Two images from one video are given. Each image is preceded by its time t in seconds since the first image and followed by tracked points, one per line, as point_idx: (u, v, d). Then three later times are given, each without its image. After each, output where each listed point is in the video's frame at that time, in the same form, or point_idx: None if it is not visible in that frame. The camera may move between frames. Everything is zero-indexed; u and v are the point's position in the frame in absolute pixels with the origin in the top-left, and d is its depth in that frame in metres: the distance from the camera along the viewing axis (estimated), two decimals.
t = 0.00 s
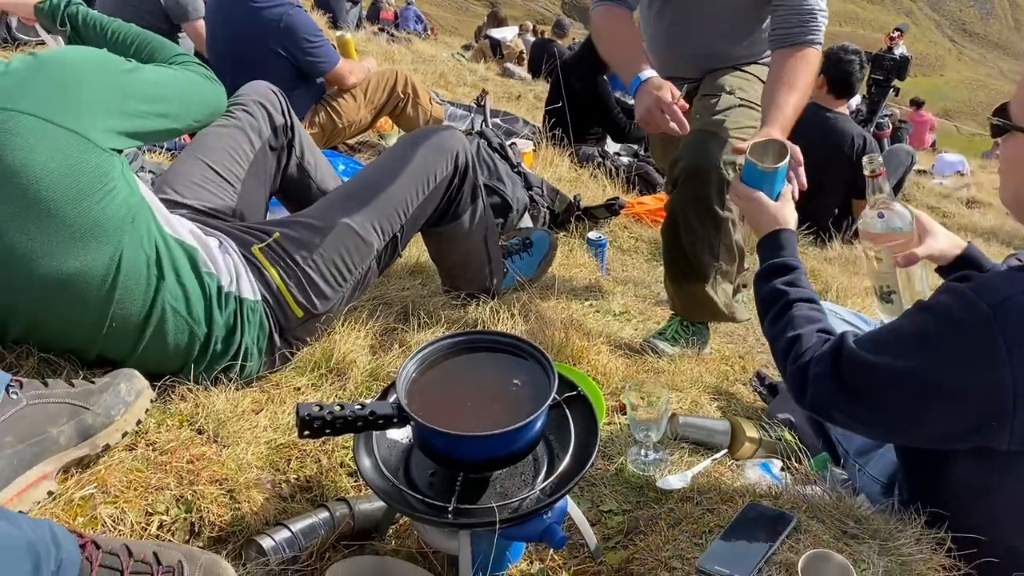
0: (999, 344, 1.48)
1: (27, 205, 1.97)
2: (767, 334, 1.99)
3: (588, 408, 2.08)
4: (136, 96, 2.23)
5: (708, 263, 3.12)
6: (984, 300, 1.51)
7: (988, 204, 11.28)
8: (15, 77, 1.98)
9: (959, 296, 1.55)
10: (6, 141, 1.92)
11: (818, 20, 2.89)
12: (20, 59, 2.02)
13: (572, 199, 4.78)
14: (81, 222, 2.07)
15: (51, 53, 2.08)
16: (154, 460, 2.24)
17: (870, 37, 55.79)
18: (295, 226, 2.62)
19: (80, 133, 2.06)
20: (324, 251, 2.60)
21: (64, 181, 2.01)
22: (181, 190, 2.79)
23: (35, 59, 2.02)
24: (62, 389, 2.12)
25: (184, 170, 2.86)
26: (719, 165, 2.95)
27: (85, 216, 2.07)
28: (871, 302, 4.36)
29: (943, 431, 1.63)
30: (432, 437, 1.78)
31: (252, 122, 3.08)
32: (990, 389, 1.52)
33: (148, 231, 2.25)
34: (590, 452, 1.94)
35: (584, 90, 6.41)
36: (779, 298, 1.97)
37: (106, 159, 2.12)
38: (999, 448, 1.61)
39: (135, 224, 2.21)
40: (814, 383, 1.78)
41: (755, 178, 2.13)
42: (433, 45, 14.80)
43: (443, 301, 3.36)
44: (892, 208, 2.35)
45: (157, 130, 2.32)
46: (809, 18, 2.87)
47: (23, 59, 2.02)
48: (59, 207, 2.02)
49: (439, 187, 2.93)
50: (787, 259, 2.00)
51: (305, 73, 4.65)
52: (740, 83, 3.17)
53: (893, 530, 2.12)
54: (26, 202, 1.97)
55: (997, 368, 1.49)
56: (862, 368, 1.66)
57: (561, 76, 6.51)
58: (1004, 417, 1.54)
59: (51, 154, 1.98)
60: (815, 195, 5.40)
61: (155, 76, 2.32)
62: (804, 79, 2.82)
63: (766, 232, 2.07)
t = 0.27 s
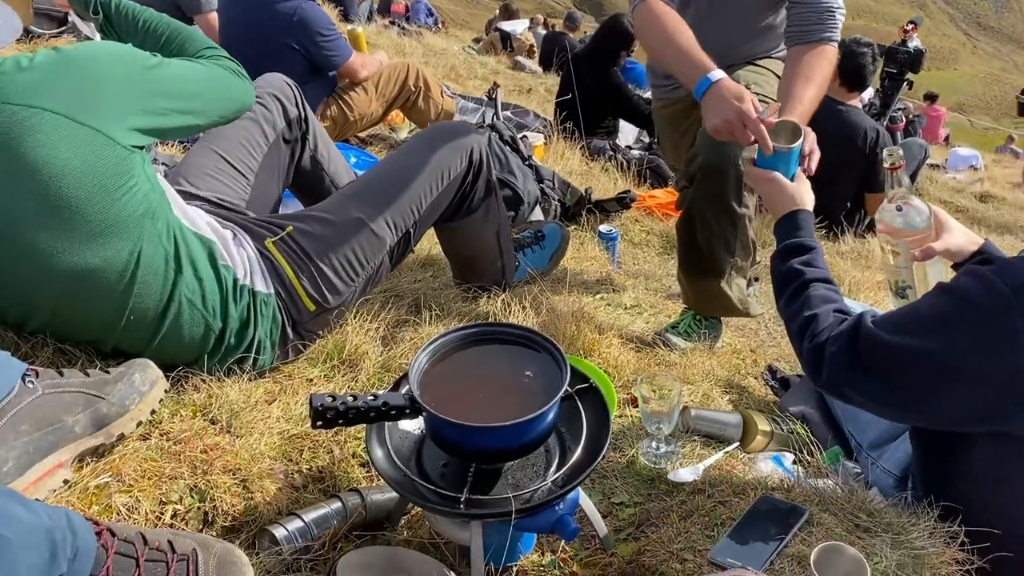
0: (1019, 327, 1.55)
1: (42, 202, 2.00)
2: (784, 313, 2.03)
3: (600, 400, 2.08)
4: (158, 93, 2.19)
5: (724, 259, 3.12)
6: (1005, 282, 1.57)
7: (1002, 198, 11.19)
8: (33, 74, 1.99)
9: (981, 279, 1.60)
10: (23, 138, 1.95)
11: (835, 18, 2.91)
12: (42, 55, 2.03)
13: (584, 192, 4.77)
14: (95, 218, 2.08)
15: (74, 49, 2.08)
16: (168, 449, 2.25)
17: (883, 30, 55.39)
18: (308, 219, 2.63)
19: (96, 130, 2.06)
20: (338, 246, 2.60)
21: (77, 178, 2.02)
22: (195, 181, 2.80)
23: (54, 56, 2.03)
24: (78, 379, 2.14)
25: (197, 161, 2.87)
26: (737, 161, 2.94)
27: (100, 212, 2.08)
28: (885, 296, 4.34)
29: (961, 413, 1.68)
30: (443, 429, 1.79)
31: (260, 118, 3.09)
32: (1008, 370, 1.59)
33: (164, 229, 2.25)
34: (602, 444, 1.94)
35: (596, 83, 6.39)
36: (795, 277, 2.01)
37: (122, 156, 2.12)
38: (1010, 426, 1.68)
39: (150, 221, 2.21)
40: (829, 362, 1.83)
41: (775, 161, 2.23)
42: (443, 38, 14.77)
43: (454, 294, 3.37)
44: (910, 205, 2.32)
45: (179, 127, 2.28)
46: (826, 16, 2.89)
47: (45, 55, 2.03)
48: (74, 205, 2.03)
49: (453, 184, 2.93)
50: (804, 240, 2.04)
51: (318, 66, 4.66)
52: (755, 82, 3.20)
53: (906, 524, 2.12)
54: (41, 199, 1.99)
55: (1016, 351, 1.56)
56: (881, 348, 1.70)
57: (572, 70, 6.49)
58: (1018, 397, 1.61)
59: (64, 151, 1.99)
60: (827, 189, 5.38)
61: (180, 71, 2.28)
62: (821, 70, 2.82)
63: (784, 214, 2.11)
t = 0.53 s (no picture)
0: None
1: (69, 199, 2.03)
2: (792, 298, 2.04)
3: (610, 396, 2.07)
4: (207, 106, 2.17)
5: (736, 254, 3.10)
6: (1016, 272, 1.56)
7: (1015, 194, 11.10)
8: (77, 75, 2.00)
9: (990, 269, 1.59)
10: (55, 137, 1.97)
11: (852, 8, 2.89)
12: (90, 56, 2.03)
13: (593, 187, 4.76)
14: (120, 219, 2.10)
15: (126, 54, 2.08)
16: (179, 443, 2.26)
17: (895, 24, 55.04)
18: (321, 217, 2.62)
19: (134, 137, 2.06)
20: (350, 245, 2.60)
21: (106, 180, 2.04)
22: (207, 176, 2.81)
23: (103, 60, 2.03)
24: (89, 373, 2.15)
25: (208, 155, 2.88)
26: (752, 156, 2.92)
27: (126, 214, 2.10)
28: (896, 292, 4.31)
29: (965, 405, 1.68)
30: (454, 423, 1.79)
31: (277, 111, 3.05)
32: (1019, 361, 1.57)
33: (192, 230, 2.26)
34: (612, 440, 1.93)
35: (606, 78, 6.37)
36: (803, 263, 2.02)
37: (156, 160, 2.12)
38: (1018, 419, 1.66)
39: (180, 224, 2.23)
40: (838, 346, 1.83)
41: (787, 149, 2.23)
42: (452, 33, 14.75)
43: (464, 289, 3.36)
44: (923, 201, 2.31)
45: (228, 141, 2.26)
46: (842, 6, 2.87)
47: (94, 57, 2.03)
48: (100, 205, 2.06)
49: (465, 181, 2.92)
50: (814, 226, 2.04)
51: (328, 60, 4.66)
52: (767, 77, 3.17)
53: (917, 521, 2.11)
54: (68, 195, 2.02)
55: None
56: (891, 335, 1.69)
57: (582, 64, 6.48)
58: None
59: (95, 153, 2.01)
60: (838, 184, 5.35)
61: (238, 87, 2.25)
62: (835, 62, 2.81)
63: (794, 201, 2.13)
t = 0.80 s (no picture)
0: None
1: (77, 194, 2.02)
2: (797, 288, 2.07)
3: (616, 393, 2.08)
4: (235, 165, 2.08)
5: (744, 250, 3.10)
6: (1013, 263, 1.55)
7: None
8: (116, 79, 1.94)
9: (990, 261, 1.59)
10: (77, 132, 1.95)
11: None
12: (135, 63, 1.96)
13: (600, 183, 4.75)
14: (127, 224, 2.09)
15: (174, 70, 1.99)
16: (186, 439, 2.27)
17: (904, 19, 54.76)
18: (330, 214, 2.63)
19: (155, 157, 2.01)
20: (357, 240, 2.62)
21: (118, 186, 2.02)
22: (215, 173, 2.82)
23: (146, 70, 1.96)
24: (98, 369, 2.16)
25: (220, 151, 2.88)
26: (760, 148, 2.92)
27: (135, 216, 2.09)
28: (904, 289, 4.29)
29: (967, 396, 1.69)
30: (460, 420, 1.80)
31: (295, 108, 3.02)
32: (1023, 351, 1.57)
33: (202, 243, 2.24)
34: (617, 436, 1.94)
35: (614, 74, 6.36)
36: (806, 254, 2.06)
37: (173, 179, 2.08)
38: None
39: (188, 233, 2.21)
40: (842, 334, 1.84)
41: (783, 128, 2.51)
42: (460, 28, 14.73)
43: (470, 285, 3.37)
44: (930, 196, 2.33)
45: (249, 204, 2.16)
46: None
47: (139, 64, 1.96)
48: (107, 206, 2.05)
49: (469, 172, 2.93)
50: (820, 217, 2.09)
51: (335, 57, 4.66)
52: (774, 67, 3.15)
53: (924, 519, 2.11)
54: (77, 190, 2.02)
55: None
56: (895, 325, 1.70)
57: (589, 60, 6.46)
58: None
59: (111, 160, 1.99)
60: (845, 181, 5.33)
61: (278, 151, 2.13)
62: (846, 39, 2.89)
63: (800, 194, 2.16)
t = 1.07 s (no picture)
0: None
1: (75, 169, 2.03)
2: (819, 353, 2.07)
3: (627, 387, 2.07)
4: (209, 196, 2.01)
5: (753, 242, 3.08)
6: None
7: None
8: (126, 73, 1.90)
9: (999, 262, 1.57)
10: (82, 111, 1.94)
11: None
12: (149, 61, 1.91)
13: (609, 177, 4.73)
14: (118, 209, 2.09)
15: (186, 79, 1.93)
16: (196, 432, 2.27)
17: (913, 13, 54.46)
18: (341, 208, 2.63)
19: (145, 159, 1.99)
20: (366, 233, 2.62)
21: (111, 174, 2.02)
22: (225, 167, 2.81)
23: (154, 73, 1.90)
24: (108, 361, 2.16)
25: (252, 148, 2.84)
26: (768, 136, 2.91)
27: (121, 202, 2.08)
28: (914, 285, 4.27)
29: (985, 409, 1.65)
30: (469, 414, 1.79)
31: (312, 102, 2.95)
32: None
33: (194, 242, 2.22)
34: (628, 432, 1.93)
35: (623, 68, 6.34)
36: (827, 326, 2.06)
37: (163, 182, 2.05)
38: None
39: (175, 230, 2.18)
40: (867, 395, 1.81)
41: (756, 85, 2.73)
42: (467, 21, 14.69)
43: (479, 279, 3.35)
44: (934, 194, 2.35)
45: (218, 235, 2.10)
46: None
47: (154, 63, 1.91)
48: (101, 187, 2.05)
49: (476, 162, 2.92)
50: (840, 288, 2.10)
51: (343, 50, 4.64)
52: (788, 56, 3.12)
53: (937, 515, 2.10)
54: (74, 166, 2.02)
55: None
56: (915, 363, 1.67)
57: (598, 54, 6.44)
58: None
59: (105, 149, 1.97)
60: (855, 176, 5.30)
61: (255, 193, 2.05)
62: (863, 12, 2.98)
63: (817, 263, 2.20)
